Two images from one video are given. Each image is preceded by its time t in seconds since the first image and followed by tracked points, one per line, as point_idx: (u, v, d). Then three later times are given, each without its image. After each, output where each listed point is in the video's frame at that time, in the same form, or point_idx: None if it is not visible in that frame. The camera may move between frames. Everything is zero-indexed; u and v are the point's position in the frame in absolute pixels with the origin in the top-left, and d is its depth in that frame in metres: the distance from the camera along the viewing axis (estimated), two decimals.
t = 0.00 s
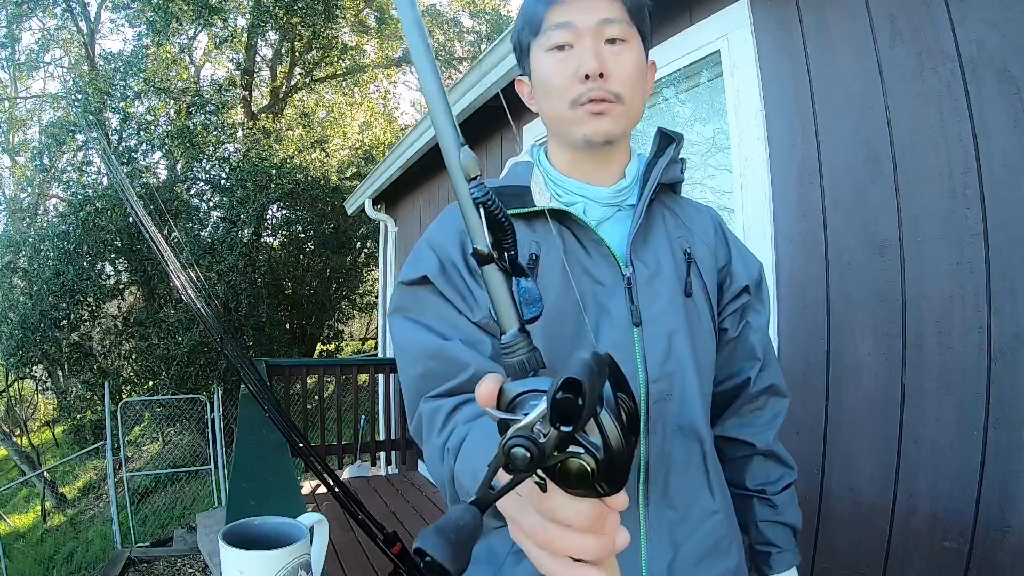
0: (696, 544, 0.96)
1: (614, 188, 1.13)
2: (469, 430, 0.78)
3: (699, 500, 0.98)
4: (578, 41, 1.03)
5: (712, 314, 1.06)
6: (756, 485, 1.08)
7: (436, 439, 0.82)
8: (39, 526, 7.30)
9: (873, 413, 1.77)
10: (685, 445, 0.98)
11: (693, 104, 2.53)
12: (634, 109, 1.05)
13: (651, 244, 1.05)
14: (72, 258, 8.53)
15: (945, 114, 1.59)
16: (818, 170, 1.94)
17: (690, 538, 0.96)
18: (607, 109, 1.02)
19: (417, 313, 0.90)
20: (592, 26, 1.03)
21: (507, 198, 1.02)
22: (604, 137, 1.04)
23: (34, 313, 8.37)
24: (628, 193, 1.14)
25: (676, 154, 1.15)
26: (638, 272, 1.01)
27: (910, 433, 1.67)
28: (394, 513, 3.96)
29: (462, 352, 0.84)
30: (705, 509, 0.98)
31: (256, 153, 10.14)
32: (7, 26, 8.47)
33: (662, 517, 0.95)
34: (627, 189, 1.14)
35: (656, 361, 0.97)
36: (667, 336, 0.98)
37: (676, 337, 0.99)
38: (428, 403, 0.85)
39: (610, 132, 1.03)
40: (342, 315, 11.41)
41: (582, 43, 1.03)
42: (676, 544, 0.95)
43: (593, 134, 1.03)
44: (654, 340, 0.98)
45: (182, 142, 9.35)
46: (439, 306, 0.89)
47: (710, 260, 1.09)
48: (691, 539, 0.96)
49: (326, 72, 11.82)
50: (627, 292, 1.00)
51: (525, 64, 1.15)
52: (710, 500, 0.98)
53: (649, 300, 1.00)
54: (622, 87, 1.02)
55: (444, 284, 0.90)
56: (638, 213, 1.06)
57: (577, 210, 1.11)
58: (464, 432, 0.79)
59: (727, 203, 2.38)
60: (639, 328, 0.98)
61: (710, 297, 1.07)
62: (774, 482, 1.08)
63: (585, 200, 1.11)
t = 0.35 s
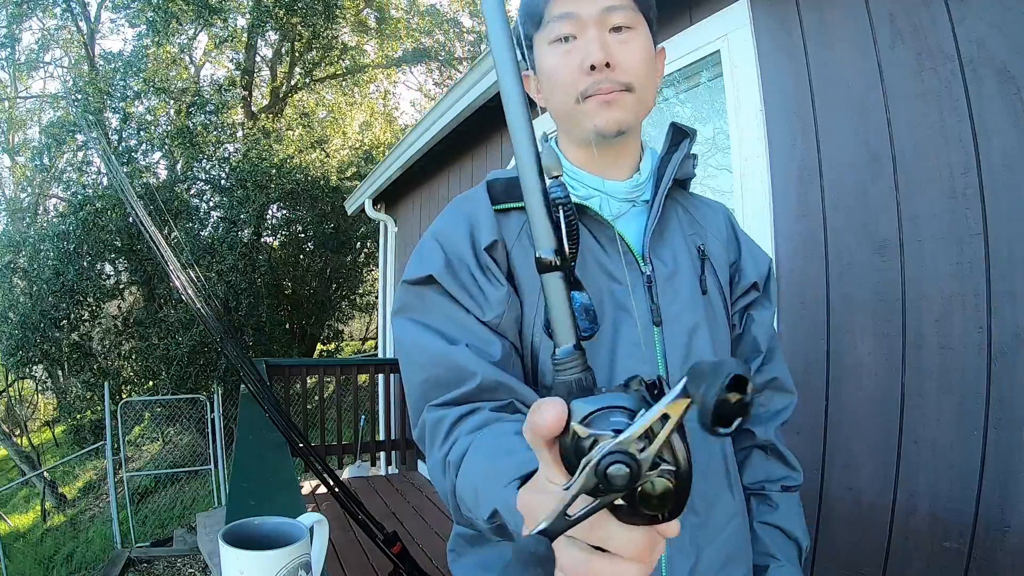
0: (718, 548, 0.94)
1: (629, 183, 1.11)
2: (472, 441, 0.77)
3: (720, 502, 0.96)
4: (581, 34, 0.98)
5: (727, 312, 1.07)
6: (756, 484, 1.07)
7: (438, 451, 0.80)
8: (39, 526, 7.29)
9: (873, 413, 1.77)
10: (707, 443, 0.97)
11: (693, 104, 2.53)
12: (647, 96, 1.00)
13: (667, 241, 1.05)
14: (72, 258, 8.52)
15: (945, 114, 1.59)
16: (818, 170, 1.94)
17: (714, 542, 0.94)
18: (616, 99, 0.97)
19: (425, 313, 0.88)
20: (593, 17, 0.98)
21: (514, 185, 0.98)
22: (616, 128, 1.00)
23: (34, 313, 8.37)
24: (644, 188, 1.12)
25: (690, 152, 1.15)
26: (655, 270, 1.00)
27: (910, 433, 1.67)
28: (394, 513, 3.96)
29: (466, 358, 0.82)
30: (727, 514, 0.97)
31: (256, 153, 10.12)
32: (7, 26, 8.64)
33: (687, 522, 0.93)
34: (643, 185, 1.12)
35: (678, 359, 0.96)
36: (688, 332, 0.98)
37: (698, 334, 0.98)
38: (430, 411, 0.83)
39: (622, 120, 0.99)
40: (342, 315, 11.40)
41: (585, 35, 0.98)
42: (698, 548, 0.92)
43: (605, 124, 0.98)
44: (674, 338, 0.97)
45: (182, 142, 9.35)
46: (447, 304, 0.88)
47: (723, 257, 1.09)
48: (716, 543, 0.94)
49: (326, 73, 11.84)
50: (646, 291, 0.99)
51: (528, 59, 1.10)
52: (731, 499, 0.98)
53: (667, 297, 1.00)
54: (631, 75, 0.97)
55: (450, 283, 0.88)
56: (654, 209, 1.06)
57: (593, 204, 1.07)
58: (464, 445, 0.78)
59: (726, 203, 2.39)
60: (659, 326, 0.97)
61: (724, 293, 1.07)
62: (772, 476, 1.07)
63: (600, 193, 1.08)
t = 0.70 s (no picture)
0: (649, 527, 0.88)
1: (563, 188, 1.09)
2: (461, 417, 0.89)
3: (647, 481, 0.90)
4: (522, 93, 1.03)
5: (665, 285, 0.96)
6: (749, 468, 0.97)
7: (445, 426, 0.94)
8: (39, 526, 7.29)
9: (874, 413, 1.77)
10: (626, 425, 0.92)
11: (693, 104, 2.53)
12: (574, 147, 1.04)
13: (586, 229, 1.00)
14: (72, 258, 8.51)
15: (945, 114, 1.59)
16: (818, 171, 1.94)
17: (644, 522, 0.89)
18: (547, 156, 1.03)
19: (418, 321, 1.03)
20: (532, 78, 1.03)
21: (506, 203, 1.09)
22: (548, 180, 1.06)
23: (34, 313, 8.35)
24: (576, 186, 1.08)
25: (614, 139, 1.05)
26: (573, 264, 0.98)
27: (910, 433, 1.67)
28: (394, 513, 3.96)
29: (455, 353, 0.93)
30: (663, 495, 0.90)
31: (256, 153, 10.15)
32: (7, 27, 9.02)
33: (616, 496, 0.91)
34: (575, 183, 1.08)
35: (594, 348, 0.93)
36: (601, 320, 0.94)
37: (613, 309, 0.95)
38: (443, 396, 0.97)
39: (552, 176, 1.05)
40: (342, 315, 11.41)
41: (525, 95, 1.03)
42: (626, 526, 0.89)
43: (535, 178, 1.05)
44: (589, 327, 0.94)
45: (182, 142, 9.37)
46: (433, 308, 1.00)
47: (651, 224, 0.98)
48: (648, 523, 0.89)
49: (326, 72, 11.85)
50: (562, 281, 0.98)
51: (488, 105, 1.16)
52: (702, 480, 0.89)
53: (584, 287, 0.96)
54: (559, 132, 1.02)
55: (434, 293, 1.02)
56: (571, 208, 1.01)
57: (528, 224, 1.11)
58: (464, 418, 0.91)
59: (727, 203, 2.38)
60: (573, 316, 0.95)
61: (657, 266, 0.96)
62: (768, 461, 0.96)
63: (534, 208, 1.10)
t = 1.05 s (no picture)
0: (653, 518, 0.96)
1: (583, 191, 1.13)
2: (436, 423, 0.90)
3: (654, 477, 0.97)
4: (535, 73, 1.05)
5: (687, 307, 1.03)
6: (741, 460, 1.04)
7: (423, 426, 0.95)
8: (39, 526, 7.28)
9: (874, 412, 1.77)
10: (637, 431, 0.97)
11: (693, 104, 2.53)
12: (587, 132, 1.05)
13: (618, 244, 1.04)
14: (72, 258, 8.51)
15: (945, 114, 1.59)
16: (818, 171, 1.94)
17: (648, 513, 0.95)
18: (555, 138, 1.04)
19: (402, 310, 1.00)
20: (547, 58, 1.04)
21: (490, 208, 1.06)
22: (550, 161, 1.07)
23: (34, 313, 8.35)
24: (598, 195, 1.13)
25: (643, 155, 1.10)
26: (601, 274, 1.01)
27: (910, 434, 1.67)
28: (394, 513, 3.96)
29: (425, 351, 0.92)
30: (661, 489, 0.96)
31: (256, 153, 10.12)
32: (7, 27, 9.04)
33: (621, 493, 0.96)
34: (597, 191, 1.13)
35: (616, 352, 0.98)
36: (626, 328, 0.98)
37: (637, 330, 0.99)
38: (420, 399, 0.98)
39: (559, 157, 1.05)
40: (342, 315, 11.40)
41: (539, 74, 1.05)
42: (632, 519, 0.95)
43: (542, 157, 1.06)
44: (614, 334, 0.98)
45: (182, 142, 9.38)
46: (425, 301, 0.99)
47: (683, 249, 1.04)
48: (649, 514, 0.96)
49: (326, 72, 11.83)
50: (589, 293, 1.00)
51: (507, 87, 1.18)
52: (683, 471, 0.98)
53: (613, 298, 1.00)
54: (570, 116, 1.04)
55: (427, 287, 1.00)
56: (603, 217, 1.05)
57: (547, 218, 1.12)
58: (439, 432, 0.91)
59: (727, 203, 2.38)
60: (599, 321, 0.98)
61: (684, 287, 1.03)
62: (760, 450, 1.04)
63: (555, 206, 1.12)
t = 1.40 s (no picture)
0: (700, 529, 0.95)
1: (666, 183, 1.09)
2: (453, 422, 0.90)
3: (707, 488, 0.96)
4: (631, 45, 1.02)
5: (751, 320, 1.03)
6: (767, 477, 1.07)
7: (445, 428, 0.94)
8: (39, 526, 7.29)
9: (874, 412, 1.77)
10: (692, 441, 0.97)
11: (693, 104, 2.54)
12: (675, 114, 1.02)
13: (695, 246, 1.01)
14: (72, 258, 8.48)
15: (945, 114, 1.59)
16: (818, 171, 1.94)
17: (696, 523, 0.96)
18: (642, 112, 1.01)
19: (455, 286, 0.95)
20: (646, 33, 1.02)
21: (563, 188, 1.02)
22: (632, 138, 1.03)
23: (34, 313, 8.34)
24: (681, 190, 1.10)
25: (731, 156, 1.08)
26: (677, 276, 0.98)
27: (910, 433, 1.67)
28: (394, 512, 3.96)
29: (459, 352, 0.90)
30: (709, 499, 0.96)
31: (256, 153, 10.08)
32: (7, 27, 9.14)
33: (669, 501, 0.96)
34: (680, 185, 1.10)
35: (684, 357, 0.96)
36: (697, 335, 0.97)
37: (708, 337, 0.97)
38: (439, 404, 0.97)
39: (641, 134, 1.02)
40: (342, 315, 11.45)
41: (635, 46, 1.02)
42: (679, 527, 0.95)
43: (625, 132, 1.02)
44: (684, 340, 0.96)
45: (182, 142, 9.37)
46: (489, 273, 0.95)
47: (755, 261, 1.03)
48: (696, 524, 0.96)
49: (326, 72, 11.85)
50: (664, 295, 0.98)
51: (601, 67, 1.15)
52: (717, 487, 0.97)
53: (687, 302, 0.98)
54: (661, 91, 1.00)
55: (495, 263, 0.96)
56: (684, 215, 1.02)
57: (626, 205, 1.08)
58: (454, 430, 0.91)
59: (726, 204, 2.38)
60: (672, 327, 0.96)
61: (751, 301, 1.03)
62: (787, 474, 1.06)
63: (636, 194, 1.09)
